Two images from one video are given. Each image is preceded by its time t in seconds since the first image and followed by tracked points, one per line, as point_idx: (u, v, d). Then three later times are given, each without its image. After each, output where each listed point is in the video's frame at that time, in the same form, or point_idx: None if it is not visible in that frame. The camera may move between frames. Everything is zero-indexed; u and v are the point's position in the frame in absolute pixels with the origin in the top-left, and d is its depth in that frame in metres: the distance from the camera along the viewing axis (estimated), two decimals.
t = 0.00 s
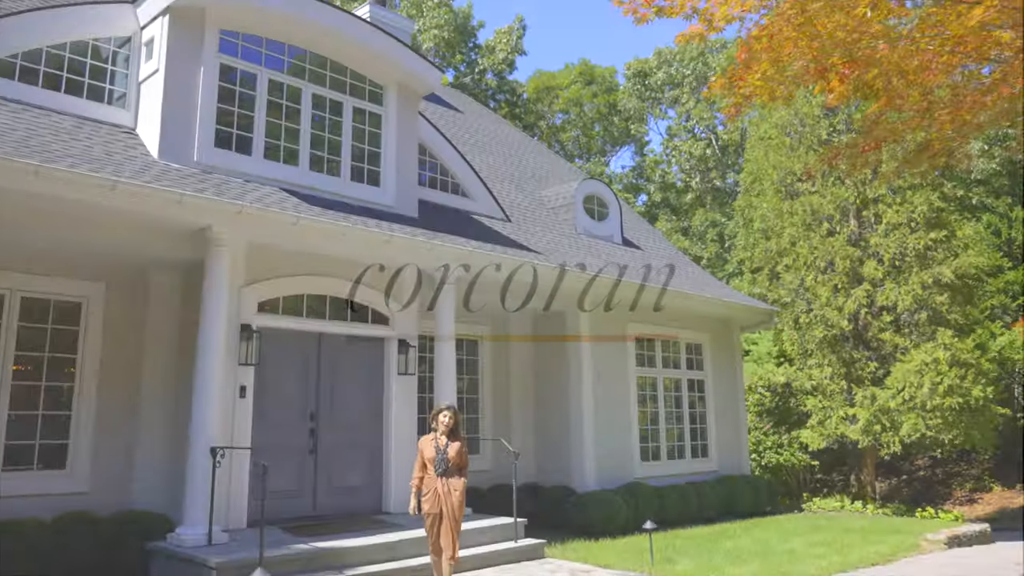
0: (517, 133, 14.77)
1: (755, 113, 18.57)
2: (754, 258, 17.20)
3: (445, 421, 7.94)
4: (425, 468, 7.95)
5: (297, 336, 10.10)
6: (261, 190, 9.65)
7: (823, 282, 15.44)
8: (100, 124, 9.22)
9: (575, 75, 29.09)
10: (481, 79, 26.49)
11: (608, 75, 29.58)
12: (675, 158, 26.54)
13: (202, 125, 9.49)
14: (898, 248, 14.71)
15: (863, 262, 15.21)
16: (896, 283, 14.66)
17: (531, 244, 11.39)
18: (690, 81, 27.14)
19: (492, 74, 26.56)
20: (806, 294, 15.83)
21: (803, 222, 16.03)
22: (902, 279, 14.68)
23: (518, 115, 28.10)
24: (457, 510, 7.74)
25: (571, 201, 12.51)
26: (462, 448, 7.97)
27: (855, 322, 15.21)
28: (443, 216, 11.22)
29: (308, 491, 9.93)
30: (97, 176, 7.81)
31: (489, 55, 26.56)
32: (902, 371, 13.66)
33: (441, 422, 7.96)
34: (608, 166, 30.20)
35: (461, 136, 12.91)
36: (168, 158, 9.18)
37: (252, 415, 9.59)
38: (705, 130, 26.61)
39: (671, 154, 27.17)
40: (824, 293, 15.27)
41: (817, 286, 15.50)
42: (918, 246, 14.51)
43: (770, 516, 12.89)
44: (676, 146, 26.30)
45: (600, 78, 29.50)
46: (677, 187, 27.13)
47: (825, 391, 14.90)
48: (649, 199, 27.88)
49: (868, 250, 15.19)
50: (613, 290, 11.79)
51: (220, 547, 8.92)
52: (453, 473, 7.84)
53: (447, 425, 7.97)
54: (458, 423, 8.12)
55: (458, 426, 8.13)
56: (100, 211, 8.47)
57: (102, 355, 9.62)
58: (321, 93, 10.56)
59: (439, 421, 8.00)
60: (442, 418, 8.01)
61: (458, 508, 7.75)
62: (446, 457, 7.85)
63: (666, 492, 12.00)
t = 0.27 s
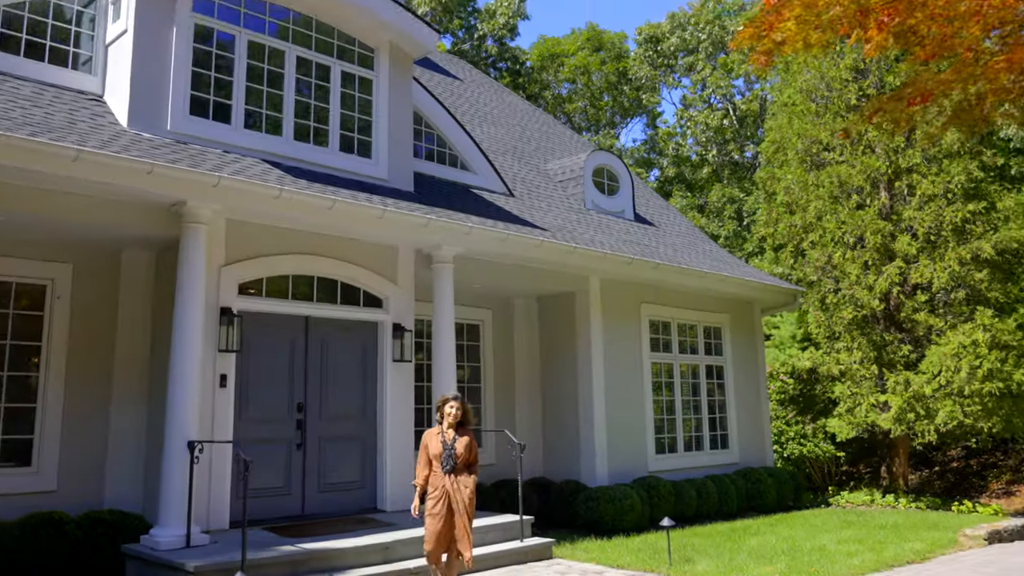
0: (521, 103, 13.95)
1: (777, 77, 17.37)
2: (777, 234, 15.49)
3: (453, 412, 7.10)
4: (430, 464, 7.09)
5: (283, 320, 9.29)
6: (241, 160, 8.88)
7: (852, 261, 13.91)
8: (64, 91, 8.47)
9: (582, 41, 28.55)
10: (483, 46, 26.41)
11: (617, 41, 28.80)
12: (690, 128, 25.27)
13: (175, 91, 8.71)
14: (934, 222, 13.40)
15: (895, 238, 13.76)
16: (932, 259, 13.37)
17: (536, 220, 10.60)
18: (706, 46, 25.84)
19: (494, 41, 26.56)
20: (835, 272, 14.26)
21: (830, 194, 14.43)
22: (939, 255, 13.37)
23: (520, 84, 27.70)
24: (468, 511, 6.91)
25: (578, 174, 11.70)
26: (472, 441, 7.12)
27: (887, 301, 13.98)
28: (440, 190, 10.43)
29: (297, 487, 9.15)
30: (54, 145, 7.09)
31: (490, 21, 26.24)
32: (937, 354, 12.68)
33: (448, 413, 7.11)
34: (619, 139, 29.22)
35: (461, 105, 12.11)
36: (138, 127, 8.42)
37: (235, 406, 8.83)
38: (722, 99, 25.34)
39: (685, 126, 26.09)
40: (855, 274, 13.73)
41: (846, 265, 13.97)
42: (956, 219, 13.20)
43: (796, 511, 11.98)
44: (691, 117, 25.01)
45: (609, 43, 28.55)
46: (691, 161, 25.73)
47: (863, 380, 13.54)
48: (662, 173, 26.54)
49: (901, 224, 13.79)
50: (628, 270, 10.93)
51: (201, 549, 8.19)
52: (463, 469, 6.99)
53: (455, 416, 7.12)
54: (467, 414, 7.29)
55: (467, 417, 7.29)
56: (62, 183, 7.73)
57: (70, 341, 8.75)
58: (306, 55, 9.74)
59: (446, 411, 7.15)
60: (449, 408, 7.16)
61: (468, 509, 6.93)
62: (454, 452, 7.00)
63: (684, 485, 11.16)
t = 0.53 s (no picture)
0: (526, 68, 13.17)
1: (803, 37, 16.33)
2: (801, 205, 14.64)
3: (465, 396, 6.32)
4: (436, 452, 6.31)
5: (269, 298, 8.58)
6: (220, 125, 8.16)
7: (880, 231, 13.06)
8: (26, 50, 7.76)
9: (590, 3, 27.56)
10: (484, 8, 25.49)
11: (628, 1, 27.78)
12: (706, 95, 24.26)
13: (148, 49, 7.99)
14: (972, 190, 12.59)
15: (930, 208, 12.85)
16: (970, 231, 12.54)
17: (544, 191, 9.91)
18: (722, 6, 24.62)
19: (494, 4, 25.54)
20: (864, 246, 13.40)
21: (859, 161, 13.46)
22: (978, 226, 12.56)
23: (525, 47, 27.08)
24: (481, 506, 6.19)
25: (588, 141, 10.98)
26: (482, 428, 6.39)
27: (920, 277, 13.18)
28: (439, 158, 9.72)
29: (287, 479, 8.46)
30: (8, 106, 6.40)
31: None
32: (975, 332, 11.87)
33: (458, 396, 6.32)
34: (628, 107, 28.39)
35: (462, 69, 11.37)
36: (109, 90, 7.72)
37: (219, 393, 8.14)
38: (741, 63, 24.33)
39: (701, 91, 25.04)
40: (888, 244, 12.86)
41: (876, 236, 13.10)
42: (997, 187, 12.40)
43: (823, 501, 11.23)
44: (707, 83, 23.95)
45: (619, 5, 27.67)
46: (709, 129, 24.80)
47: (896, 360, 12.70)
48: (677, 143, 25.57)
49: (937, 193, 12.95)
50: (642, 243, 10.21)
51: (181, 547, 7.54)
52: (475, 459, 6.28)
53: (466, 401, 6.34)
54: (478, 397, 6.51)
55: (477, 401, 6.52)
56: (22, 149, 7.04)
57: (40, 324, 8.04)
58: (292, 12, 8.99)
59: (455, 394, 6.36)
60: (459, 391, 6.35)
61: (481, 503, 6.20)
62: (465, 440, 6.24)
63: (703, 474, 10.45)
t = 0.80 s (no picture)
0: (533, 29, 12.50)
1: None
2: (829, 173, 13.53)
3: (479, 380, 5.65)
4: (445, 441, 5.66)
5: (258, 274, 7.99)
6: (202, 86, 7.55)
7: (914, 199, 12.22)
8: None
9: None
10: None
11: None
12: (725, 60, 23.30)
13: (123, 5, 7.38)
14: (1015, 153, 11.70)
15: (968, 174, 12.03)
16: (1012, 199, 11.75)
17: (552, 158, 9.35)
18: None
19: None
20: (895, 217, 12.58)
21: (892, 125, 12.66)
22: (1019, 193, 11.76)
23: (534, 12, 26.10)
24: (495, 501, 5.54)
25: (600, 107, 10.39)
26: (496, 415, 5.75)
27: (956, 250, 12.43)
28: (440, 123, 9.12)
29: (279, 467, 7.88)
30: None
31: None
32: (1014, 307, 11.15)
33: (471, 379, 5.66)
34: (643, 73, 26.25)
35: (465, 30, 10.74)
36: (80, 49, 7.13)
37: (204, 375, 7.56)
38: (761, 25, 23.34)
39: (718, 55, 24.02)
40: (921, 214, 12.06)
41: (909, 206, 12.27)
42: None
43: (850, 487, 10.61)
44: (726, 47, 22.94)
45: None
46: (726, 97, 23.85)
47: (929, 337, 12.00)
48: (693, 111, 24.62)
49: (974, 158, 12.15)
50: (657, 213, 9.57)
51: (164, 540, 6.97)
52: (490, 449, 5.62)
53: (480, 385, 5.67)
54: (492, 381, 5.84)
55: (490, 386, 5.86)
56: None
57: (11, 301, 7.44)
58: None
59: (467, 377, 5.69)
60: (471, 372, 5.68)
61: (495, 498, 5.55)
62: (480, 428, 5.59)
63: (724, 460, 9.83)
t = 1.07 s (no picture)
0: None
1: None
2: (855, 142, 12.93)
3: (496, 355, 5.08)
4: (458, 424, 5.06)
5: (246, 247, 7.50)
6: (185, 47, 7.03)
7: (946, 167, 11.53)
8: None
9: None
10: None
11: None
12: (742, 25, 22.49)
13: None
14: None
15: (1004, 142, 11.30)
16: None
17: (561, 126, 8.82)
18: None
19: None
20: (925, 186, 11.86)
21: (923, 89, 11.86)
22: None
23: None
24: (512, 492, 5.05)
25: (612, 71, 9.95)
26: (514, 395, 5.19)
27: (989, 222, 11.80)
28: (442, 88, 8.59)
29: (270, 454, 7.40)
30: None
31: None
32: None
33: (486, 355, 5.07)
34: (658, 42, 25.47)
35: None
36: (53, 7, 6.61)
37: (189, 356, 7.06)
38: None
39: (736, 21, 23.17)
40: (954, 183, 11.37)
41: (940, 174, 11.56)
42: None
43: (875, 473, 10.07)
44: (743, 12, 22.11)
45: None
46: (744, 65, 23.06)
47: (960, 315, 11.42)
48: (709, 81, 23.85)
49: (1010, 124, 11.45)
50: (672, 182, 9.02)
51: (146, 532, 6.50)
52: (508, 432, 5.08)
53: (496, 361, 5.11)
54: (508, 355, 5.25)
55: (504, 360, 5.29)
56: None
57: None
58: None
59: (481, 352, 5.10)
60: (484, 347, 5.10)
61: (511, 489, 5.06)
62: (498, 409, 5.04)
63: (742, 445, 9.30)
